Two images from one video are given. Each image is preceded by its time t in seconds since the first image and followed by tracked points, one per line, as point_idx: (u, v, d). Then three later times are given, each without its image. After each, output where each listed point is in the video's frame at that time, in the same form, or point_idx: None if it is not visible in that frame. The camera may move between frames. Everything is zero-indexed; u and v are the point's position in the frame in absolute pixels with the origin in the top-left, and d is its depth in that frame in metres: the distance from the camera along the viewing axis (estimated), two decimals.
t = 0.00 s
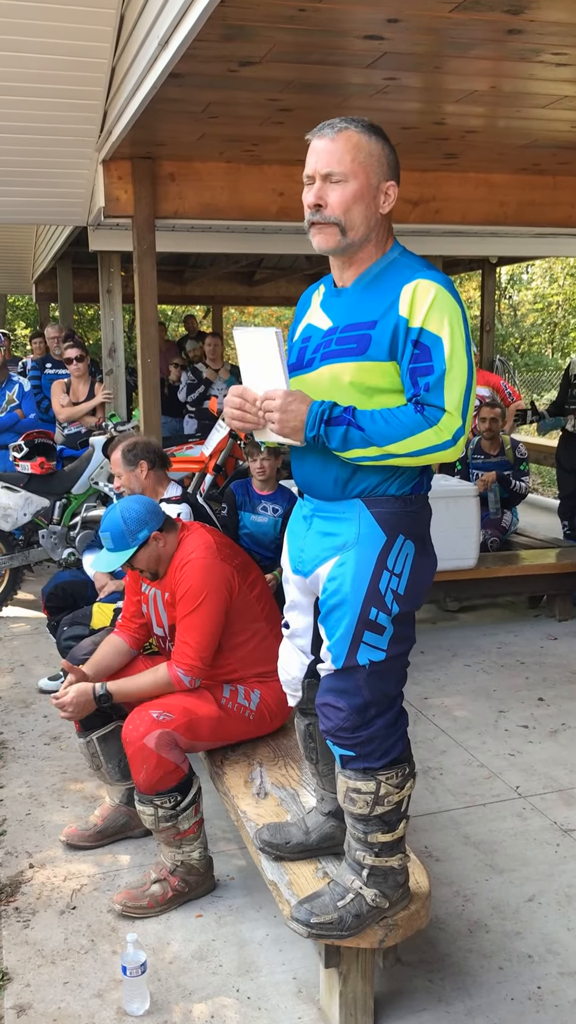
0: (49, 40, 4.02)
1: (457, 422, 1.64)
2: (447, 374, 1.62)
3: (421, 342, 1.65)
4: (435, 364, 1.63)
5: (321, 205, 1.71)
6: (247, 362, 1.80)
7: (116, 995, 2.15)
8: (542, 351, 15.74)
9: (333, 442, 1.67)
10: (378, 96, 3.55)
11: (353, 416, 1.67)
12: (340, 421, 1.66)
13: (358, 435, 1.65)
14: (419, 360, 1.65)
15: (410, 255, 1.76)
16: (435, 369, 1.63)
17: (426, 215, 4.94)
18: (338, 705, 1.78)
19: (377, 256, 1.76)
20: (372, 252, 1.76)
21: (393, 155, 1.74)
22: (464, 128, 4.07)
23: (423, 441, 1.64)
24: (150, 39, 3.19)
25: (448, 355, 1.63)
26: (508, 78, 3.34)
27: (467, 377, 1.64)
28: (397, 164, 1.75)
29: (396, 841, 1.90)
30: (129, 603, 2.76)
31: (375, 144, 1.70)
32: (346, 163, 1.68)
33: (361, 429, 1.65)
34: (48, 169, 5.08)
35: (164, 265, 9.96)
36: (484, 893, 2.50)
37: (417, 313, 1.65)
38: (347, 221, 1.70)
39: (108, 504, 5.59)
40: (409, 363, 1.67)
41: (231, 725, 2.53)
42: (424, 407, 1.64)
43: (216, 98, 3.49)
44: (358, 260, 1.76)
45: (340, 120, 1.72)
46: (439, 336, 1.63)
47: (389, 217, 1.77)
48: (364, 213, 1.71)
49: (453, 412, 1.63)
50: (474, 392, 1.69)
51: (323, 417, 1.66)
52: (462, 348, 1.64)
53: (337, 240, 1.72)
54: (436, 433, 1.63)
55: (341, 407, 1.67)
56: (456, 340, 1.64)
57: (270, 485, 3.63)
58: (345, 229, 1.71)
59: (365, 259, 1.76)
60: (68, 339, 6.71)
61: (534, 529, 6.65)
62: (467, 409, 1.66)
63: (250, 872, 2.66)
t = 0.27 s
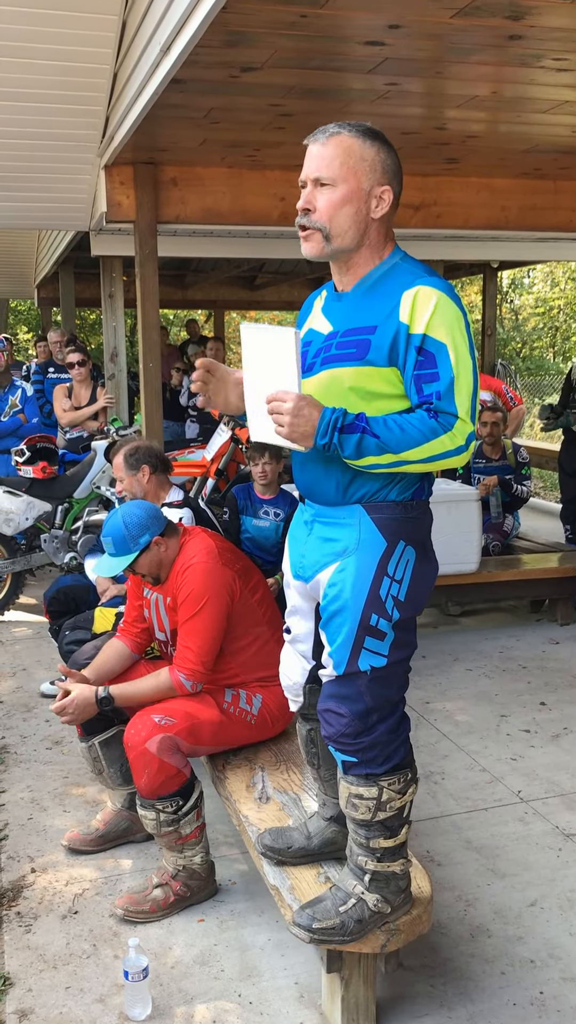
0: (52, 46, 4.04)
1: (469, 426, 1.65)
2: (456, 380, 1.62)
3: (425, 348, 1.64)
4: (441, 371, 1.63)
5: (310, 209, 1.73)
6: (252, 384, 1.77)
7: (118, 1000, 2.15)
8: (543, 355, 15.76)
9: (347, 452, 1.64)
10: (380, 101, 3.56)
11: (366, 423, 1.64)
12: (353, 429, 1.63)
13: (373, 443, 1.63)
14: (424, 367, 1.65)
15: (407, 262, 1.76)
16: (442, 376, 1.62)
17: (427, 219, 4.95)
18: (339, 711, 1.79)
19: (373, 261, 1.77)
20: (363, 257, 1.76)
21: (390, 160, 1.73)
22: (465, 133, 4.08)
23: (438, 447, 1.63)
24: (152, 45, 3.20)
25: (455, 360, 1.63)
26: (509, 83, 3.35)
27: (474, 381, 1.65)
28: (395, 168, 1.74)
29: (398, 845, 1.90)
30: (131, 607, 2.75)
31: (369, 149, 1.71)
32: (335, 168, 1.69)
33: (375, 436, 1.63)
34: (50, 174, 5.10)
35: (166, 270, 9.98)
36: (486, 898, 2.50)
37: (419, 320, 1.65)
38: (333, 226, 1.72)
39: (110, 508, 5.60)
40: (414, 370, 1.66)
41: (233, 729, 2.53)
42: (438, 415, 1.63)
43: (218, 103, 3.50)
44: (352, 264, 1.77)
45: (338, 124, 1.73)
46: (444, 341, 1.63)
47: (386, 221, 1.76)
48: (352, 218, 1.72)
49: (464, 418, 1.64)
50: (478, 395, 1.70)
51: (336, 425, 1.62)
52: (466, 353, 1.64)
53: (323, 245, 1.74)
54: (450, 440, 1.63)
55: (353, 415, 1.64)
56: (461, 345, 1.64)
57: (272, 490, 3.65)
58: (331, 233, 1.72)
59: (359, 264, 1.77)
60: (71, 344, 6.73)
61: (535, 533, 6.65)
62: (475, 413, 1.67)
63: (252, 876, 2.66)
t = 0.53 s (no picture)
0: (55, 50, 4.05)
1: (462, 433, 1.63)
2: (444, 388, 1.60)
3: (410, 357, 1.63)
4: (428, 379, 1.61)
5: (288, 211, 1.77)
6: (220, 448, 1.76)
7: (120, 1003, 2.14)
8: (545, 358, 15.75)
9: (347, 492, 1.65)
10: (381, 105, 3.57)
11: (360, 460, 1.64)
12: (348, 470, 1.63)
13: (370, 478, 1.63)
14: (411, 375, 1.63)
15: (397, 263, 1.73)
16: (429, 385, 1.61)
17: (428, 222, 4.95)
18: (335, 714, 1.80)
19: (358, 264, 1.76)
20: (343, 260, 1.77)
21: (368, 162, 1.70)
22: (466, 137, 4.08)
23: (434, 462, 1.62)
24: (154, 49, 3.21)
25: (442, 368, 1.61)
26: (510, 87, 3.35)
27: (461, 385, 1.63)
28: (374, 170, 1.70)
29: (399, 848, 1.89)
30: (133, 611, 2.75)
31: (344, 153, 1.70)
32: (306, 174, 1.73)
33: (371, 471, 1.63)
34: (53, 178, 5.11)
35: (168, 273, 9.99)
36: (488, 902, 2.50)
37: (402, 328, 1.63)
38: (303, 230, 1.75)
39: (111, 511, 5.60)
40: (401, 378, 1.64)
41: (234, 732, 2.54)
42: (429, 428, 1.61)
43: (219, 107, 3.51)
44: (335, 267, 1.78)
45: (327, 131, 1.74)
46: (428, 349, 1.61)
47: (366, 224, 1.73)
48: (320, 222, 1.73)
49: (457, 425, 1.62)
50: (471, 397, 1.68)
51: (332, 476, 1.63)
52: (452, 358, 1.62)
53: (296, 245, 1.78)
54: (445, 450, 1.62)
55: (344, 458, 1.63)
56: (447, 351, 1.62)
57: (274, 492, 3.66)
58: (302, 238, 1.76)
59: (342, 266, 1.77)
60: (73, 347, 6.74)
61: (538, 536, 6.65)
62: (466, 417, 1.65)
63: (254, 879, 2.66)
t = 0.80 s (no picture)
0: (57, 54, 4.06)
1: (403, 450, 1.61)
2: (391, 402, 1.61)
3: (371, 366, 1.64)
4: (380, 391, 1.62)
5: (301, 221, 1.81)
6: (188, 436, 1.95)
7: (122, 1005, 2.15)
8: (546, 361, 15.76)
9: (285, 491, 1.67)
10: (382, 108, 3.58)
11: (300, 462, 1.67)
12: (287, 469, 1.67)
13: (305, 480, 1.66)
14: (369, 384, 1.64)
15: (393, 270, 1.72)
16: (379, 396, 1.62)
17: (429, 225, 4.96)
18: (326, 712, 1.82)
19: (361, 269, 1.76)
20: (349, 266, 1.78)
21: (360, 169, 1.69)
22: (467, 140, 4.09)
23: (368, 474, 1.62)
24: (156, 53, 3.22)
25: (394, 381, 1.61)
26: (511, 90, 3.36)
27: (414, 403, 1.61)
28: (367, 175, 1.69)
29: (398, 849, 1.90)
30: (135, 613, 2.77)
31: (335, 162, 1.70)
32: (308, 186, 1.75)
33: (308, 475, 1.66)
34: (55, 182, 5.12)
35: (169, 276, 10.01)
36: (489, 903, 2.50)
37: (367, 339, 1.65)
38: (310, 240, 1.79)
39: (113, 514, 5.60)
40: (362, 387, 1.66)
41: (237, 734, 2.54)
42: (370, 438, 1.62)
43: (221, 110, 3.52)
44: (345, 273, 1.80)
45: (327, 139, 1.74)
46: (385, 360, 1.62)
47: (363, 230, 1.73)
48: (322, 232, 1.76)
49: (398, 441, 1.61)
50: (428, 419, 1.64)
51: (272, 472, 1.67)
52: (410, 374, 1.61)
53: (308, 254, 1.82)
54: (381, 462, 1.61)
55: (286, 457, 1.67)
56: (404, 366, 1.61)
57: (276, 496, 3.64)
58: (311, 247, 1.79)
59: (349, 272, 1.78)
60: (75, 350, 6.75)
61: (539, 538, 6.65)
62: (416, 436, 1.62)
63: (255, 881, 2.66)
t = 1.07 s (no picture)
0: (58, 55, 4.07)
1: (401, 452, 1.61)
2: (392, 403, 1.60)
3: (374, 367, 1.64)
4: (382, 392, 1.62)
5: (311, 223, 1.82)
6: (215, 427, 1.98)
7: (123, 1006, 2.15)
8: (548, 362, 15.76)
9: (284, 477, 1.70)
10: (384, 109, 3.58)
11: (300, 452, 1.69)
12: (289, 457, 1.69)
13: (306, 471, 1.68)
14: (372, 385, 1.64)
15: (400, 271, 1.72)
16: (381, 397, 1.62)
17: (431, 226, 4.96)
18: (327, 711, 1.82)
19: (369, 270, 1.76)
20: (357, 267, 1.78)
21: (368, 169, 1.69)
22: (468, 141, 4.09)
23: (366, 472, 1.64)
24: (158, 54, 3.22)
25: (395, 383, 1.61)
26: (512, 92, 3.37)
27: (414, 406, 1.61)
28: (375, 175, 1.69)
29: (399, 849, 1.90)
30: (136, 614, 2.77)
31: (343, 163, 1.71)
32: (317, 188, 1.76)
33: (309, 464, 1.68)
34: (56, 183, 5.12)
35: (171, 278, 10.02)
36: (491, 905, 2.50)
37: (371, 339, 1.65)
38: (320, 241, 1.79)
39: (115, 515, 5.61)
40: (364, 387, 1.66)
41: (237, 736, 2.54)
42: (370, 437, 1.63)
43: (222, 112, 3.52)
44: (354, 273, 1.80)
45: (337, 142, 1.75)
46: (387, 362, 1.61)
47: (372, 230, 1.73)
48: (332, 233, 1.76)
49: (396, 444, 1.61)
50: (428, 422, 1.64)
51: (272, 455, 1.71)
52: (411, 377, 1.61)
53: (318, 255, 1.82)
54: (379, 462, 1.62)
55: (289, 443, 1.70)
56: (405, 369, 1.61)
57: (277, 497, 3.64)
58: (321, 248, 1.80)
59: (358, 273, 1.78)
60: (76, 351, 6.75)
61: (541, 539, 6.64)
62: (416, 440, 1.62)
63: (256, 883, 2.66)
